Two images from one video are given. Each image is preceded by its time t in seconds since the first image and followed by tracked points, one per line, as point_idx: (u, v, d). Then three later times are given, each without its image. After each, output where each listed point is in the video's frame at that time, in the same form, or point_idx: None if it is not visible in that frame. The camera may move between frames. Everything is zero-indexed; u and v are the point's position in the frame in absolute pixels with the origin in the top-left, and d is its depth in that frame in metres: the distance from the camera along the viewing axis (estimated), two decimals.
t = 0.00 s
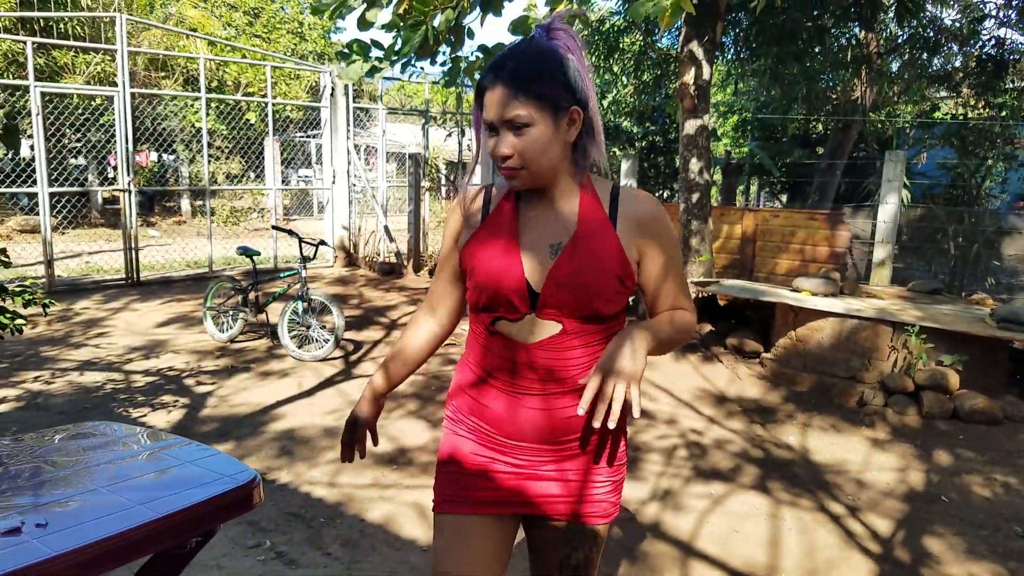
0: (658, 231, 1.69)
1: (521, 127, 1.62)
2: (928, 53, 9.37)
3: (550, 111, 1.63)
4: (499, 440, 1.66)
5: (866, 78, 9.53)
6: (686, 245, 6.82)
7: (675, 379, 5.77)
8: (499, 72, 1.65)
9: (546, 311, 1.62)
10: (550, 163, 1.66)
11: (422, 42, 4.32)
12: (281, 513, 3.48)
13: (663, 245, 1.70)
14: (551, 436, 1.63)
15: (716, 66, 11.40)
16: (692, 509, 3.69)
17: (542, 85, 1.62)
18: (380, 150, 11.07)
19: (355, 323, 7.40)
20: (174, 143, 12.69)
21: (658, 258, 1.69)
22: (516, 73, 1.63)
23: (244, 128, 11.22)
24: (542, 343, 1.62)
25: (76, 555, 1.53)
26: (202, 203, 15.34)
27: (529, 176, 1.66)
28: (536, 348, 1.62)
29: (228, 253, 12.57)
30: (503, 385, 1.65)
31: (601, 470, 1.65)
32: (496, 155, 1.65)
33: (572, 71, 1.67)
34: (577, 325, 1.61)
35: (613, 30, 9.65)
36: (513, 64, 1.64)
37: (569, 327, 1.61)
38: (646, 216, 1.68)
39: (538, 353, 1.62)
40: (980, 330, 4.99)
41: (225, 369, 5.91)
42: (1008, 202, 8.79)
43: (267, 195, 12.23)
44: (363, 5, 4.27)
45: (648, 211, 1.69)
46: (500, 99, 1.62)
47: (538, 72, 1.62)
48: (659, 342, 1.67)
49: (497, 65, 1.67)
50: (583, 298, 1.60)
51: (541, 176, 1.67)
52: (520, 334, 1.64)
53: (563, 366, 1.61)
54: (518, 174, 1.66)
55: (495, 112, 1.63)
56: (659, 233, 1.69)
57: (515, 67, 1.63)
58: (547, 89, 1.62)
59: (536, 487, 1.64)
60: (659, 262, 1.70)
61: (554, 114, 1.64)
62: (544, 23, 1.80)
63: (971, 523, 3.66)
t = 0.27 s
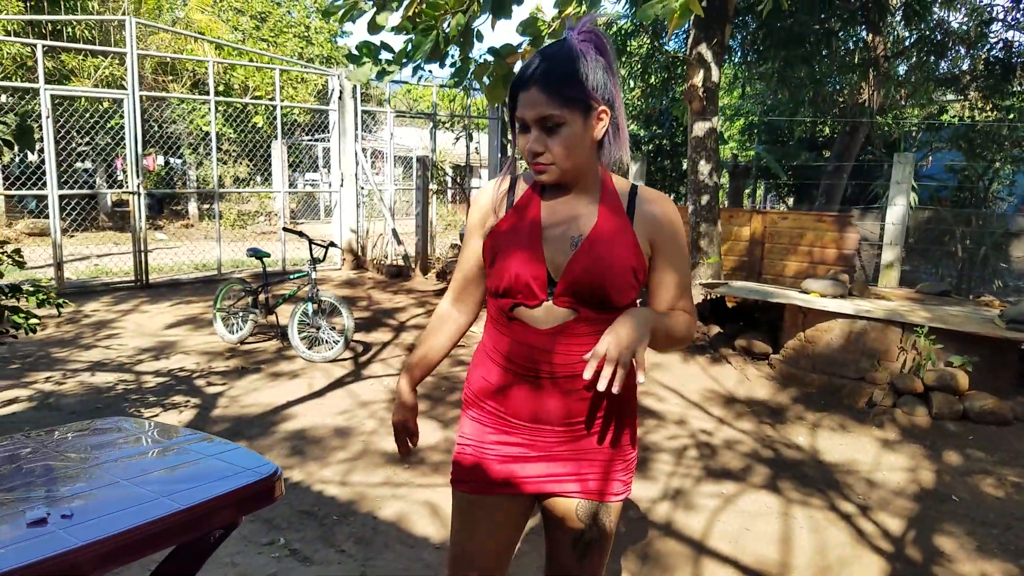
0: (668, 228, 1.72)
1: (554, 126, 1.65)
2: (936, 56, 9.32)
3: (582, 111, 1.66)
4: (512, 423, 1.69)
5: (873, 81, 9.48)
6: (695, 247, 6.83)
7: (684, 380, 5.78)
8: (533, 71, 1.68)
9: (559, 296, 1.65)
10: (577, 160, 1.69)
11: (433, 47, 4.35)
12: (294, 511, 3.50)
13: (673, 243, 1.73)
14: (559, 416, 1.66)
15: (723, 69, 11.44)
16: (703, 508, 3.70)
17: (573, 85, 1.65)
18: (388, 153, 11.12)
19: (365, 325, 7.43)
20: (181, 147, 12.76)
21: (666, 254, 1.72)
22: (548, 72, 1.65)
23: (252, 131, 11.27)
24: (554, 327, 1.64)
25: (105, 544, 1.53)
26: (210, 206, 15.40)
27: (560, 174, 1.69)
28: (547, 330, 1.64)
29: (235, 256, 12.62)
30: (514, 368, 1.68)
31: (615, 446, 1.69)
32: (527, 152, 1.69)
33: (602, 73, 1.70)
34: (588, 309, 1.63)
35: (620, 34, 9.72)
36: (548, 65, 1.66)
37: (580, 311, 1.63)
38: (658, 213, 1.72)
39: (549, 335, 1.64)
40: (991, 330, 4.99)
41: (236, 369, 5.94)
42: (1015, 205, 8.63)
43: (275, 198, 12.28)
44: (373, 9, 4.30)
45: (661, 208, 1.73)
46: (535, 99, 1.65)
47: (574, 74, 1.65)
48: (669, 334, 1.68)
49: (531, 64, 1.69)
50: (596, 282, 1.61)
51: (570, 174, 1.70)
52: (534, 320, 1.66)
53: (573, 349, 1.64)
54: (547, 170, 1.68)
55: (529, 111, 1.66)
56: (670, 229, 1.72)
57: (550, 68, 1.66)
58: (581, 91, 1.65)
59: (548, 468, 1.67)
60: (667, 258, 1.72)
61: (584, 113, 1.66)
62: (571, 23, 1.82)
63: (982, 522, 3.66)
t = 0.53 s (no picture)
0: (657, 216, 1.70)
1: (552, 115, 1.66)
2: (942, 56, 9.28)
3: (576, 102, 1.67)
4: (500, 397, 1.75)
5: (879, 81, 9.54)
6: (702, 245, 6.84)
7: (692, 378, 5.79)
8: (533, 60, 1.68)
9: (541, 276, 1.70)
10: (567, 150, 1.70)
11: (443, 47, 4.35)
12: (307, 504, 3.51)
13: (662, 231, 1.70)
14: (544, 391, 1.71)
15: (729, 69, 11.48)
16: (714, 503, 3.71)
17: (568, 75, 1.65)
18: (394, 153, 11.15)
19: (372, 323, 7.45)
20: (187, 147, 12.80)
21: (654, 242, 1.70)
22: (544, 62, 1.66)
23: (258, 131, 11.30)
24: (534, 305, 1.69)
25: (132, 525, 1.53)
26: (215, 206, 15.43)
27: (555, 162, 1.70)
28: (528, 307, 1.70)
29: (241, 256, 12.64)
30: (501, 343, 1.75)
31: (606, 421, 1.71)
32: (524, 140, 1.70)
33: (601, 64, 1.71)
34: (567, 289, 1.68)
35: (625, 33, 9.70)
36: (549, 55, 1.67)
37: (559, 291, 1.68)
38: (648, 201, 1.70)
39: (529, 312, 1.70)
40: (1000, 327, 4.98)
41: (245, 366, 5.96)
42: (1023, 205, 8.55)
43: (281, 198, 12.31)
44: (382, 7, 4.30)
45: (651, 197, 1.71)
46: (534, 87, 1.65)
47: (573, 65, 1.66)
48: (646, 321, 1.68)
49: (532, 53, 1.70)
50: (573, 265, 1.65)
51: (564, 162, 1.71)
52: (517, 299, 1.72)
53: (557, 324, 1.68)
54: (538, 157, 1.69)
55: (526, 99, 1.66)
56: (659, 217, 1.70)
57: (549, 58, 1.67)
58: (579, 81, 1.66)
59: (541, 440, 1.72)
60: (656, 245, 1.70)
61: (577, 104, 1.67)
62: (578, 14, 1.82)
63: (993, 517, 3.66)
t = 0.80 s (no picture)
0: (620, 212, 1.88)
1: (531, 124, 1.93)
2: (945, 56, 9.29)
3: (553, 114, 1.93)
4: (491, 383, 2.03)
5: (883, 82, 9.52)
6: (707, 245, 6.85)
7: (697, 378, 5.81)
8: (514, 76, 1.96)
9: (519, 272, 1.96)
10: (549, 157, 1.97)
11: (451, 48, 4.35)
12: (317, 503, 3.54)
13: (625, 224, 1.88)
14: (525, 380, 1.95)
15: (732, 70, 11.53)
16: (721, 502, 3.73)
17: (546, 91, 1.92)
18: (398, 154, 11.17)
19: (377, 323, 7.48)
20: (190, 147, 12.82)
21: (618, 234, 1.87)
22: (525, 80, 1.93)
23: (263, 132, 11.32)
24: (513, 298, 1.97)
25: (153, 522, 1.55)
26: (219, 207, 15.46)
27: (536, 166, 1.97)
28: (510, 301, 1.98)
29: (245, 256, 12.66)
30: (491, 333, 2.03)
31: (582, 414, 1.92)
32: (508, 147, 1.97)
33: (574, 76, 1.97)
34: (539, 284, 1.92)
35: (629, 34, 9.85)
36: (528, 71, 1.94)
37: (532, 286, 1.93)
38: (611, 196, 1.90)
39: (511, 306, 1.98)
40: (1005, 327, 4.99)
41: (252, 366, 5.98)
42: None
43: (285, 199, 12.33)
44: (387, 8, 4.31)
45: (615, 193, 1.90)
46: (515, 100, 1.92)
47: (548, 78, 1.93)
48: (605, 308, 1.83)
49: (513, 69, 1.98)
50: (540, 259, 1.90)
51: (545, 165, 1.97)
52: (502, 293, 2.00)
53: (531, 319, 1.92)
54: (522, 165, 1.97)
55: (509, 111, 1.94)
56: (621, 212, 1.88)
57: (528, 74, 1.94)
58: (554, 94, 1.92)
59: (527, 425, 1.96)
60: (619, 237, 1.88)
61: (556, 116, 1.94)
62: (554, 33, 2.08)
63: (1000, 515, 3.67)
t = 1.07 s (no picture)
0: (594, 202, 1.98)
1: (521, 132, 2.08)
2: (949, 57, 9.27)
3: (541, 121, 2.08)
4: (488, 374, 2.22)
5: (886, 83, 9.43)
6: (710, 246, 6.88)
7: (701, 378, 5.83)
8: (505, 86, 2.09)
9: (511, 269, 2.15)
10: (537, 161, 2.12)
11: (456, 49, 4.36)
12: (326, 502, 3.57)
13: (599, 214, 1.97)
14: (515, 372, 2.13)
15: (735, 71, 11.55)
16: (726, 501, 3.75)
17: (532, 100, 2.05)
18: (402, 154, 11.19)
19: (382, 323, 7.51)
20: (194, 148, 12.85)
21: (592, 223, 1.97)
22: (513, 91, 2.07)
23: (267, 132, 11.34)
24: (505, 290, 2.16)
25: (171, 520, 1.57)
26: (223, 207, 15.49)
27: (527, 169, 2.13)
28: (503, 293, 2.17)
29: (249, 256, 12.69)
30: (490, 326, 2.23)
31: (562, 407, 2.06)
32: (502, 152, 2.14)
33: (561, 84, 2.09)
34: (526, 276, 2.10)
35: (633, 34, 9.88)
36: (517, 82, 2.07)
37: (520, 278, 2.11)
38: (588, 190, 2.00)
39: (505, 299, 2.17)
40: (1008, 327, 5.01)
41: (258, 366, 6.02)
42: None
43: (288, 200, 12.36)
44: (393, 9, 4.34)
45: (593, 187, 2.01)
46: (505, 111, 2.07)
47: (536, 89, 2.06)
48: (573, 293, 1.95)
49: (504, 79, 2.11)
50: (524, 252, 2.07)
51: (536, 168, 2.13)
52: (499, 284, 2.20)
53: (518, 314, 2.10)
54: (515, 168, 2.13)
55: (501, 120, 2.09)
56: (596, 204, 1.98)
57: (518, 85, 2.07)
58: (541, 103, 2.06)
59: (515, 417, 2.13)
60: (593, 226, 1.97)
61: (542, 123, 2.08)
62: (547, 40, 2.20)
63: (1003, 515, 3.69)
